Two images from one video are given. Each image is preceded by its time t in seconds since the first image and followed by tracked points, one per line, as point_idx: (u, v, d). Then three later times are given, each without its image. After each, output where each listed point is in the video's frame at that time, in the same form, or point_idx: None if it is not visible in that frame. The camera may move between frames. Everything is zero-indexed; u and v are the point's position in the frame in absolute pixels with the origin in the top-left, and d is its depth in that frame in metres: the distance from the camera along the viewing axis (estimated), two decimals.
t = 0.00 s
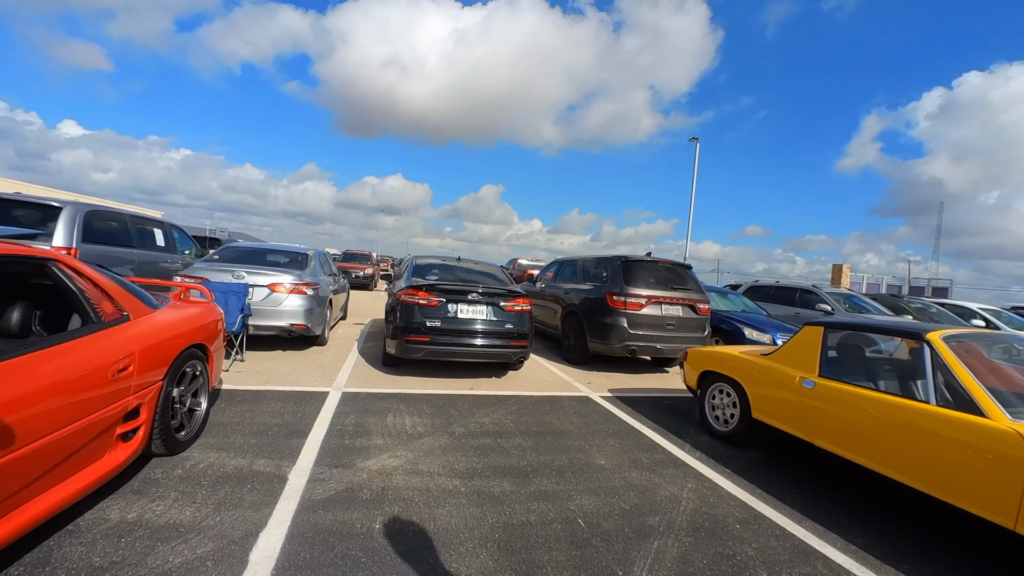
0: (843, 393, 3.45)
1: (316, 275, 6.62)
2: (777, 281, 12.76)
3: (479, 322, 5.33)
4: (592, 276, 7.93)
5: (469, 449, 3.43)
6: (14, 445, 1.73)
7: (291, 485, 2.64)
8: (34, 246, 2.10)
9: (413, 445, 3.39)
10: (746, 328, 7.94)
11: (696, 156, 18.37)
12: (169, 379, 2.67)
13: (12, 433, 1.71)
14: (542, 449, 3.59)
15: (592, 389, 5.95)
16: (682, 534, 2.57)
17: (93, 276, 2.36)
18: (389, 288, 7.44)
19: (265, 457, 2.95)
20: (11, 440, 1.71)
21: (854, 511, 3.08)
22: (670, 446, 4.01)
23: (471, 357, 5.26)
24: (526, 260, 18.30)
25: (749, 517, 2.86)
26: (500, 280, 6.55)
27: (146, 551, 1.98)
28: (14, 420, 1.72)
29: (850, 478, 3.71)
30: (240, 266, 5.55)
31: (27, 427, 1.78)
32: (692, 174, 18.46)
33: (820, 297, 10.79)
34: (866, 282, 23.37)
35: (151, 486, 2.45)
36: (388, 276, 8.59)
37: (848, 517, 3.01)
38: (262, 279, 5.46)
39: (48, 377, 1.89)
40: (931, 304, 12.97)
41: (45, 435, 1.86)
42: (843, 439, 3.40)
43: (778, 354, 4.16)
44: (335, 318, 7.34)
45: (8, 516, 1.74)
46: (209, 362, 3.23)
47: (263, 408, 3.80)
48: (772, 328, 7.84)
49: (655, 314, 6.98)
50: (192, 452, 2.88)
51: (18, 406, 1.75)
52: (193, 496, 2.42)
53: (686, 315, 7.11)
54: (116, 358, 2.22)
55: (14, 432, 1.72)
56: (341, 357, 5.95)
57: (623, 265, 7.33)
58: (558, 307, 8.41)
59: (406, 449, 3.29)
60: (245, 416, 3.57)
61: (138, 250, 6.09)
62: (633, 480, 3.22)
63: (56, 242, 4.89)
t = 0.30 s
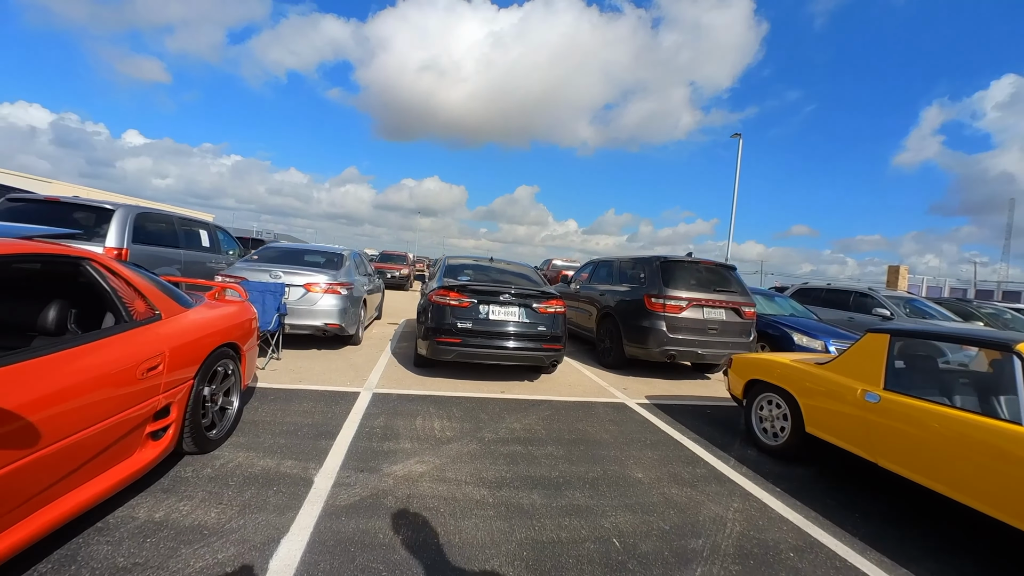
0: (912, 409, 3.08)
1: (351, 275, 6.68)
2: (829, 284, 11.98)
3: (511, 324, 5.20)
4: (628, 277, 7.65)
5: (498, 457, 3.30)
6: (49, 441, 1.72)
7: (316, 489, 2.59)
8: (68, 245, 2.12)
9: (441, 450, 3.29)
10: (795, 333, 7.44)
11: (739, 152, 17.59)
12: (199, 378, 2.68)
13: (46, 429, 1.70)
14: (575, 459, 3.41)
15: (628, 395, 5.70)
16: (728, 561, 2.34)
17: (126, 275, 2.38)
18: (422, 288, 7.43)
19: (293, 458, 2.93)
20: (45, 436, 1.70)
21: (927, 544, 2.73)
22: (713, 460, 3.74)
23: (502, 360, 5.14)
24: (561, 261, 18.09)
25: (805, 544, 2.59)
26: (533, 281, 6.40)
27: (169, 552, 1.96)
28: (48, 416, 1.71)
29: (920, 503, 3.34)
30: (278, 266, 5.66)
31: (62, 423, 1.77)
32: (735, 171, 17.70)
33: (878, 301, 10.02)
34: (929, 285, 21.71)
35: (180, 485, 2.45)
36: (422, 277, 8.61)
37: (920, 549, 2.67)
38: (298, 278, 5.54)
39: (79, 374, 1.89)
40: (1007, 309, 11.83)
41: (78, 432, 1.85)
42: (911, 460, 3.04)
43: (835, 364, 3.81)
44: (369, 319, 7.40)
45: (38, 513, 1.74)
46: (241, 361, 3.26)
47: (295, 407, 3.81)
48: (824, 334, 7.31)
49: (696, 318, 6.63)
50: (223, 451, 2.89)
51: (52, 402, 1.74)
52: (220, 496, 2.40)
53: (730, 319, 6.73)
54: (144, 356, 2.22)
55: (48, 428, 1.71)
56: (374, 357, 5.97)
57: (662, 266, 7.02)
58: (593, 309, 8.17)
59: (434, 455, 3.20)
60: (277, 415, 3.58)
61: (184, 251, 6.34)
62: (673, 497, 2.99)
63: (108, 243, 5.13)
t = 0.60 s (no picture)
0: (997, 430, 2.71)
1: (385, 276, 6.72)
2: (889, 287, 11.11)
3: (546, 326, 5.05)
4: (669, 279, 7.33)
5: (530, 466, 3.16)
6: (78, 441, 1.70)
7: (343, 494, 2.54)
8: (105, 246, 2.15)
9: (471, 457, 3.18)
10: (852, 340, 6.90)
11: (787, 146, 16.69)
12: (232, 378, 2.69)
13: (76, 429, 1.68)
14: (611, 471, 3.23)
15: (668, 403, 5.42)
16: None
17: (161, 275, 2.41)
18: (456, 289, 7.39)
19: (322, 461, 2.90)
20: (75, 436, 1.68)
21: None
22: (762, 478, 3.46)
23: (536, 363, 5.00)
24: (597, 262, 17.75)
25: None
26: (568, 283, 6.23)
27: (195, 555, 1.94)
28: (78, 415, 1.69)
29: (1009, 537, 2.93)
30: (315, 266, 5.75)
31: (92, 422, 1.75)
32: (783, 166, 16.78)
33: (946, 306, 9.18)
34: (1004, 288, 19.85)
35: (211, 484, 2.46)
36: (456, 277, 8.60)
37: None
38: (334, 279, 5.60)
39: (111, 373, 1.87)
40: None
41: (110, 431, 1.84)
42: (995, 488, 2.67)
43: (903, 376, 3.44)
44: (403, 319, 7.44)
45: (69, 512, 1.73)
46: (275, 361, 3.28)
47: (328, 408, 3.82)
48: (885, 342, 6.73)
49: (742, 322, 6.25)
50: (255, 451, 2.89)
51: (83, 401, 1.72)
52: (248, 498, 2.39)
53: (779, 324, 6.31)
54: (176, 356, 2.21)
55: (78, 427, 1.70)
56: (408, 358, 5.97)
57: (704, 267, 6.67)
58: (631, 312, 7.89)
59: (464, 462, 3.10)
60: (309, 415, 3.58)
61: (229, 252, 6.56)
62: (719, 518, 2.76)
63: (158, 244, 5.36)
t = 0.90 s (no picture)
0: None
1: (420, 277, 6.71)
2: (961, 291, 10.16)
3: (582, 330, 4.86)
4: (713, 282, 6.96)
5: (565, 478, 2.99)
6: (106, 442, 1.68)
7: (371, 502, 2.46)
8: (141, 246, 2.17)
9: (503, 466, 3.05)
10: (919, 349, 6.30)
11: (840, 140, 15.67)
12: (263, 379, 2.67)
13: (104, 430, 1.66)
14: (652, 487, 3.01)
15: (713, 414, 5.10)
16: None
17: (195, 276, 2.42)
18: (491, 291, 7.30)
19: (352, 465, 2.84)
20: (103, 437, 1.66)
21: None
22: (821, 502, 3.14)
23: (571, 369, 4.82)
24: (635, 263, 17.30)
25: None
26: (605, 285, 6.01)
27: (219, 561, 1.90)
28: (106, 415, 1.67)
29: None
30: (351, 268, 5.80)
31: (121, 423, 1.73)
32: (836, 161, 15.77)
33: None
34: None
35: (241, 486, 2.44)
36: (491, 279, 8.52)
37: None
38: (369, 280, 5.62)
39: (140, 373, 1.86)
40: None
41: (139, 432, 1.82)
42: None
43: (983, 391, 3.05)
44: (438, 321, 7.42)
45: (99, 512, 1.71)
46: (307, 363, 3.28)
47: (360, 410, 3.79)
48: (958, 351, 6.11)
49: (795, 328, 5.83)
50: (286, 452, 2.87)
51: (111, 401, 1.70)
52: (276, 503, 2.35)
53: (835, 331, 5.85)
54: (206, 357, 2.20)
55: (106, 428, 1.68)
56: (441, 360, 5.92)
57: (752, 269, 6.28)
58: (672, 316, 7.55)
59: (495, 471, 2.97)
60: (341, 417, 3.56)
61: (270, 253, 6.75)
62: (773, 545, 2.51)
63: (205, 246, 5.54)
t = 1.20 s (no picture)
0: None
1: (453, 279, 6.66)
2: None
3: (619, 335, 4.65)
4: (760, 285, 6.55)
5: (600, 494, 2.81)
6: (130, 445, 1.65)
7: (396, 512, 2.37)
8: (172, 247, 2.18)
9: (534, 478, 2.91)
10: (996, 360, 5.70)
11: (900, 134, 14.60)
12: (292, 382, 2.64)
13: (128, 433, 1.63)
14: (696, 507, 2.79)
15: (761, 427, 4.76)
16: None
17: (225, 278, 2.42)
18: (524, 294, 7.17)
19: (379, 472, 2.77)
20: (127, 439, 1.63)
21: None
22: (890, 531, 2.82)
23: (607, 376, 4.62)
24: (673, 266, 16.76)
25: None
26: (644, 288, 5.75)
27: (241, 570, 1.84)
28: (131, 418, 1.64)
29: None
30: (385, 270, 5.81)
31: (146, 426, 1.70)
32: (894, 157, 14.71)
33: None
34: None
35: (268, 490, 2.41)
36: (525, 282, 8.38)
37: None
38: (402, 282, 5.61)
39: (167, 375, 1.83)
40: None
41: (164, 435, 1.79)
42: None
43: None
44: (471, 324, 7.36)
45: (124, 515, 1.69)
46: (338, 366, 3.25)
47: (390, 414, 3.73)
48: None
49: (852, 336, 5.38)
50: (314, 456, 2.83)
51: (137, 403, 1.67)
52: (302, 509, 2.30)
53: (899, 340, 5.36)
54: (234, 359, 2.16)
55: (130, 431, 1.65)
56: (474, 363, 5.83)
57: (804, 272, 5.86)
58: (715, 321, 7.17)
59: (526, 483, 2.83)
60: (372, 421, 3.52)
61: (308, 256, 6.88)
62: None
63: (246, 248, 5.69)
